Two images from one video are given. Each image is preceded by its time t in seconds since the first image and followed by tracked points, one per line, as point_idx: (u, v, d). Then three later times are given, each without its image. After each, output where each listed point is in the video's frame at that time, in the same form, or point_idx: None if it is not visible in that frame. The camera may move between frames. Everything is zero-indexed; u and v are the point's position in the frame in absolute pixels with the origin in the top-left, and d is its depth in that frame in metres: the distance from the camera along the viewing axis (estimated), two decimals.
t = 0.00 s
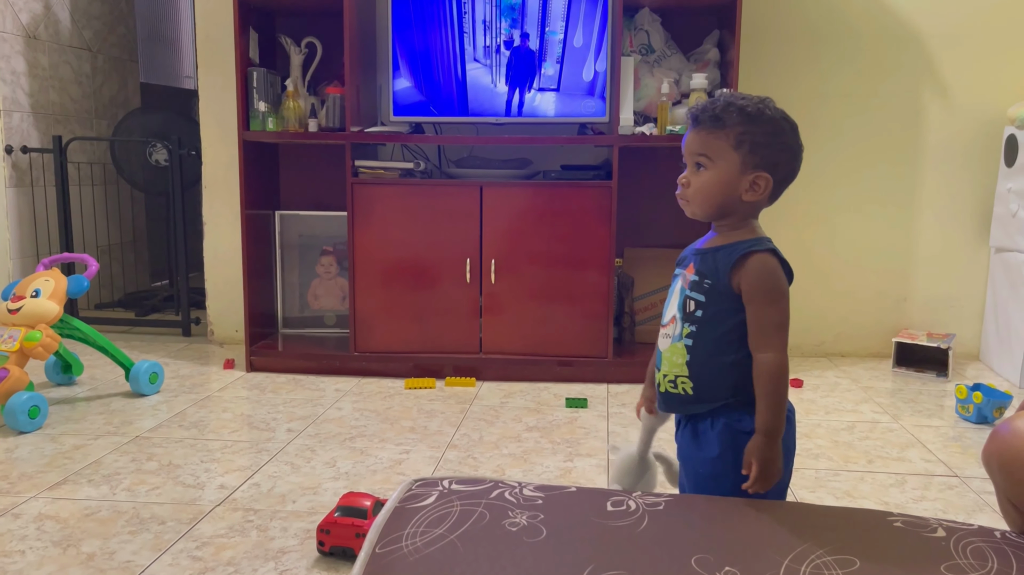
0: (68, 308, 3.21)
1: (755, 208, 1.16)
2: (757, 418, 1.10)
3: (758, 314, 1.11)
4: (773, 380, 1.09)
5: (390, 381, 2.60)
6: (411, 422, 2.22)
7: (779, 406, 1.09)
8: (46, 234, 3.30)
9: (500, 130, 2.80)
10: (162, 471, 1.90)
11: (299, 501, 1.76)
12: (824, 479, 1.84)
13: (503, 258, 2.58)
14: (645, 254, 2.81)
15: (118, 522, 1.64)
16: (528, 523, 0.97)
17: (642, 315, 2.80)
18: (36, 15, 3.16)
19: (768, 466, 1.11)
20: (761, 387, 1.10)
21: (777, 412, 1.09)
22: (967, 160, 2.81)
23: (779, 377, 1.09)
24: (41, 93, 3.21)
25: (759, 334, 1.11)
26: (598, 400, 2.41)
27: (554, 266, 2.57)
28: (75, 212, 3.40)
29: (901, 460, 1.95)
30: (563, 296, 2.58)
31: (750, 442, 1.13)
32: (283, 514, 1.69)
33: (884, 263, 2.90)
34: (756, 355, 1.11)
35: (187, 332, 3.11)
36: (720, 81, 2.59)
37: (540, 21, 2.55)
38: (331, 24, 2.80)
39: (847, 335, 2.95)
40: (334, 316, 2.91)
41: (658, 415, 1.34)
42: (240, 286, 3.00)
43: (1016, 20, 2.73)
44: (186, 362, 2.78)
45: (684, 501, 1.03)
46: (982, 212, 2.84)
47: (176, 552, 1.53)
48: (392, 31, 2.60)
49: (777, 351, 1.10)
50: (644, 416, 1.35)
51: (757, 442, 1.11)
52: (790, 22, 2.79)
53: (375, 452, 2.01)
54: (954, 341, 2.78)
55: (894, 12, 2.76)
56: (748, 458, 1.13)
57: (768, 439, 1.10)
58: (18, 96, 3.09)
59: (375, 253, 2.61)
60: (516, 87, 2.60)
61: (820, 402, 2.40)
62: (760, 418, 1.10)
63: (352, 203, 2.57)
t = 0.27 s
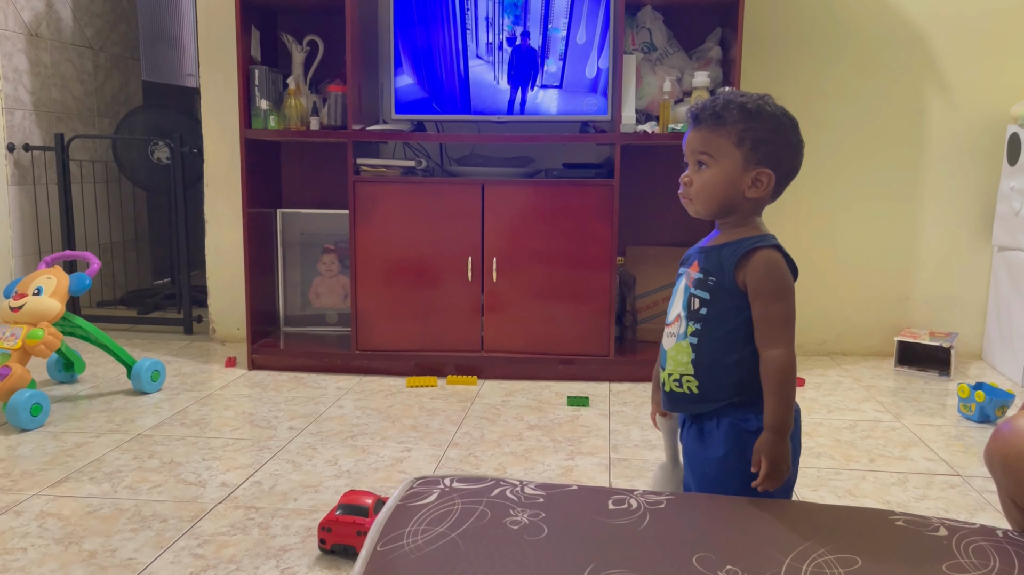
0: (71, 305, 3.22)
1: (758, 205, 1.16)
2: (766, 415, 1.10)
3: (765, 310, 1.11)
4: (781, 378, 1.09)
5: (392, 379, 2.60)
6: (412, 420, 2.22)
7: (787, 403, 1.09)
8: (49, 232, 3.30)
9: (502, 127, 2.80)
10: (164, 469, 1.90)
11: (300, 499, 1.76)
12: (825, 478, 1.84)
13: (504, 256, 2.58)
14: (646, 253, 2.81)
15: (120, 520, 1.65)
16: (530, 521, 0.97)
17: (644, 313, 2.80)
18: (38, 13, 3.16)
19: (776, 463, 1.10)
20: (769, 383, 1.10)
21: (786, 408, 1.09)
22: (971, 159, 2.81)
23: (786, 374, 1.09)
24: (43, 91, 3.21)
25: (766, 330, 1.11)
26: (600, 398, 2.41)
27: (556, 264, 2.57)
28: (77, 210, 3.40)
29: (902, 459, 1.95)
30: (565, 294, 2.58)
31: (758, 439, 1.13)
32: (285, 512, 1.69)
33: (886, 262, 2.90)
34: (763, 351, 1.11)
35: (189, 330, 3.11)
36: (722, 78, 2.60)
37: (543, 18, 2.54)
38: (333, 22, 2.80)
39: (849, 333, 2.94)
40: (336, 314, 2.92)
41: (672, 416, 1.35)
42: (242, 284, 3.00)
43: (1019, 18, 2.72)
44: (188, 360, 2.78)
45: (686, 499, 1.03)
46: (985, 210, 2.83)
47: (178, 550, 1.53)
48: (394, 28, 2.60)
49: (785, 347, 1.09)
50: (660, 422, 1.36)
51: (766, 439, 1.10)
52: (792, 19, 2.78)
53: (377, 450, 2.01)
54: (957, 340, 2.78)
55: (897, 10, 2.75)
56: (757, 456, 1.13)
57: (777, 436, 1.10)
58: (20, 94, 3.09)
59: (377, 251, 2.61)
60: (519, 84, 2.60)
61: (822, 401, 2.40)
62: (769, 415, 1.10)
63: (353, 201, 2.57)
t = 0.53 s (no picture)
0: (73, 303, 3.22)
1: (758, 202, 1.16)
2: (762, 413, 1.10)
3: (767, 309, 1.10)
4: (780, 374, 1.08)
5: (394, 377, 2.60)
6: (414, 418, 2.22)
7: (784, 401, 1.08)
8: (51, 230, 3.30)
9: (504, 125, 2.80)
10: (166, 467, 1.90)
11: (302, 497, 1.76)
12: (827, 476, 1.84)
13: (506, 254, 2.58)
14: (648, 251, 2.81)
15: (122, 518, 1.65)
16: (531, 520, 0.97)
17: (646, 311, 2.79)
18: (40, 11, 3.16)
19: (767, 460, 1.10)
20: (767, 381, 1.09)
21: (783, 407, 1.08)
22: (973, 156, 2.80)
23: (787, 372, 1.08)
24: (46, 90, 3.21)
25: (768, 329, 1.10)
26: (602, 397, 2.41)
27: (558, 262, 2.57)
28: (79, 208, 3.40)
29: (904, 457, 1.94)
30: (566, 292, 2.58)
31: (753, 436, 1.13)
32: (286, 510, 1.69)
33: (888, 260, 2.89)
34: (765, 348, 1.11)
35: (191, 328, 3.11)
36: (725, 77, 2.60)
37: (546, 15, 2.54)
38: (335, 20, 2.80)
39: (851, 332, 2.94)
40: (338, 312, 2.92)
41: (655, 409, 1.37)
42: (243, 282, 3.00)
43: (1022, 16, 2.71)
44: (190, 358, 2.78)
45: (688, 498, 1.03)
46: (987, 209, 2.83)
47: (180, 548, 1.53)
48: (396, 25, 2.60)
49: (787, 345, 1.09)
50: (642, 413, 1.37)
51: (760, 435, 1.10)
52: (795, 17, 2.78)
53: (378, 448, 2.02)
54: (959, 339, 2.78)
55: (900, 7, 2.75)
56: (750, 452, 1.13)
57: (773, 433, 1.09)
58: (22, 92, 3.09)
59: (379, 249, 2.61)
60: (521, 81, 2.60)
61: (823, 399, 2.40)
62: (764, 412, 1.09)
63: (355, 199, 2.57)
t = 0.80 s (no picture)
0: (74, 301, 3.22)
1: (762, 201, 1.15)
2: (772, 413, 1.10)
3: (774, 309, 1.10)
4: (790, 374, 1.09)
5: (395, 375, 2.60)
6: (416, 416, 2.22)
7: (794, 401, 1.09)
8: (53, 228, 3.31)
9: (506, 124, 2.80)
10: (168, 465, 1.90)
11: (304, 494, 1.76)
12: (829, 474, 1.83)
13: (507, 253, 2.58)
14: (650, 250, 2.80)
15: (124, 515, 1.65)
16: (533, 517, 0.97)
17: (647, 310, 2.79)
18: (42, 9, 3.16)
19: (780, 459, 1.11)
20: (775, 382, 1.10)
21: (793, 408, 1.09)
22: (976, 154, 2.79)
23: (794, 373, 1.09)
24: (48, 88, 3.22)
25: (773, 329, 1.11)
26: (603, 395, 2.41)
27: (559, 260, 2.57)
28: (81, 206, 3.41)
29: (906, 456, 1.94)
30: (568, 290, 2.58)
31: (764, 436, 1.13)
32: (288, 507, 1.70)
33: (891, 258, 2.89)
34: (771, 348, 1.11)
35: (192, 326, 3.12)
36: (727, 75, 2.58)
37: (549, 12, 2.54)
38: (336, 18, 2.79)
39: (853, 330, 2.94)
40: (339, 310, 2.92)
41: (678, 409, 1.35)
42: (245, 280, 3.00)
43: None
44: (191, 356, 2.79)
45: (690, 496, 1.03)
46: (990, 207, 2.82)
47: (181, 545, 1.53)
48: (400, 22, 2.60)
49: (792, 346, 1.10)
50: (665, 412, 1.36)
51: (772, 436, 1.10)
52: (798, 14, 2.77)
53: (380, 446, 2.02)
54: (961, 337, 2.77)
55: (903, 5, 2.74)
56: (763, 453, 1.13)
57: (784, 433, 1.10)
58: (24, 90, 3.10)
59: (380, 248, 2.61)
60: (524, 78, 2.59)
61: (826, 397, 2.40)
62: (776, 413, 1.10)
63: (357, 197, 2.57)
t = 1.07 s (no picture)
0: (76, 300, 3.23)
1: (767, 200, 1.16)
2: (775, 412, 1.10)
3: (779, 308, 1.10)
4: (793, 374, 1.09)
5: (397, 374, 2.60)
6: (417, 415, 2.22)
7: (797, 400, 1.08)
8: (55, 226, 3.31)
9: (507, 122, 2.80)
10: (170, 463, 1.90)
11: (306, 493, 1.76)
12: (830, 473, 1.83)
13: (509, 251, 2.58)
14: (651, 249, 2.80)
15: (126, 514, 1.65)
16: (534, 516, 0.97)
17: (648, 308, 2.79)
18: (43, 7, 3.16)
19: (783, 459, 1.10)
20: (779, 382, 1.10)
21: (795, 407, 1.09)
22: (978, 153, 2.79)
23: (797, 373, 1.09)
24: (49, 87, 3.22)
25: (777, 329, 1.11)
26: (605, 394, 2.41)
27: (561, 259, 2.57)
28: (83, 205, 3.41)
29: (908, 455, 1.94)
30: (570, 289, 2.58)
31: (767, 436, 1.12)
32: (290, 506, 1.70)
33: (892, 257, 2.89)
34: (774, 348, 1.11)
35: (194, 325, 3.12)
36: (728, 74, 2.58)
37: (552, 9, 2.53)
38: (338, 16, 2.79)
39: (855, 329, 2.93)
40: (341, 309, 2.92)
41: (652, 390, 1.38)
42: (247, 279, 3.01)
43: None
44: (193, 354, 2.79)
45: (691, 494, 1.03)
46: (992, 206, 2.82)
47: (183, 544, 1.53)
48: (403, 19, 2.59)
49: (796, 346, 1.10)
50: (637, 396, 1.39)
51: (775, 434, 1.10)
52: (799, 13, 2.77)
53: (382, 445, 2.02)
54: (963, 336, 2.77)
55: (905, 3, 2.74)
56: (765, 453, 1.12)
57: (787, 433, 1.09)
58: (26, 89, 3.10)
59: (382, 246, 2.61)
60: (526, 76, 2.59)
61: (827, 396, 2.40)
62: (779, 412, 1.09)
63: (358, 196, 2.57)
